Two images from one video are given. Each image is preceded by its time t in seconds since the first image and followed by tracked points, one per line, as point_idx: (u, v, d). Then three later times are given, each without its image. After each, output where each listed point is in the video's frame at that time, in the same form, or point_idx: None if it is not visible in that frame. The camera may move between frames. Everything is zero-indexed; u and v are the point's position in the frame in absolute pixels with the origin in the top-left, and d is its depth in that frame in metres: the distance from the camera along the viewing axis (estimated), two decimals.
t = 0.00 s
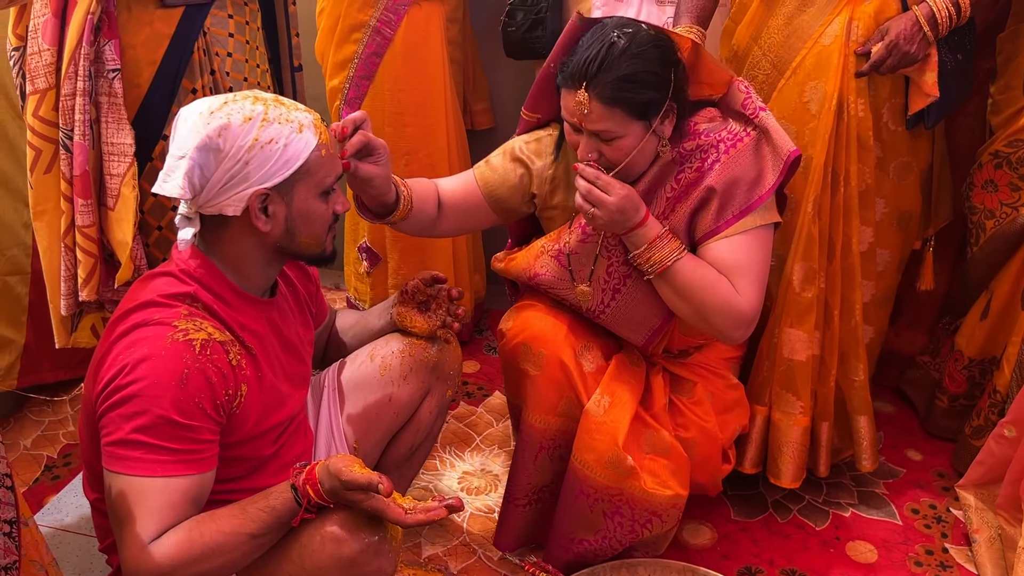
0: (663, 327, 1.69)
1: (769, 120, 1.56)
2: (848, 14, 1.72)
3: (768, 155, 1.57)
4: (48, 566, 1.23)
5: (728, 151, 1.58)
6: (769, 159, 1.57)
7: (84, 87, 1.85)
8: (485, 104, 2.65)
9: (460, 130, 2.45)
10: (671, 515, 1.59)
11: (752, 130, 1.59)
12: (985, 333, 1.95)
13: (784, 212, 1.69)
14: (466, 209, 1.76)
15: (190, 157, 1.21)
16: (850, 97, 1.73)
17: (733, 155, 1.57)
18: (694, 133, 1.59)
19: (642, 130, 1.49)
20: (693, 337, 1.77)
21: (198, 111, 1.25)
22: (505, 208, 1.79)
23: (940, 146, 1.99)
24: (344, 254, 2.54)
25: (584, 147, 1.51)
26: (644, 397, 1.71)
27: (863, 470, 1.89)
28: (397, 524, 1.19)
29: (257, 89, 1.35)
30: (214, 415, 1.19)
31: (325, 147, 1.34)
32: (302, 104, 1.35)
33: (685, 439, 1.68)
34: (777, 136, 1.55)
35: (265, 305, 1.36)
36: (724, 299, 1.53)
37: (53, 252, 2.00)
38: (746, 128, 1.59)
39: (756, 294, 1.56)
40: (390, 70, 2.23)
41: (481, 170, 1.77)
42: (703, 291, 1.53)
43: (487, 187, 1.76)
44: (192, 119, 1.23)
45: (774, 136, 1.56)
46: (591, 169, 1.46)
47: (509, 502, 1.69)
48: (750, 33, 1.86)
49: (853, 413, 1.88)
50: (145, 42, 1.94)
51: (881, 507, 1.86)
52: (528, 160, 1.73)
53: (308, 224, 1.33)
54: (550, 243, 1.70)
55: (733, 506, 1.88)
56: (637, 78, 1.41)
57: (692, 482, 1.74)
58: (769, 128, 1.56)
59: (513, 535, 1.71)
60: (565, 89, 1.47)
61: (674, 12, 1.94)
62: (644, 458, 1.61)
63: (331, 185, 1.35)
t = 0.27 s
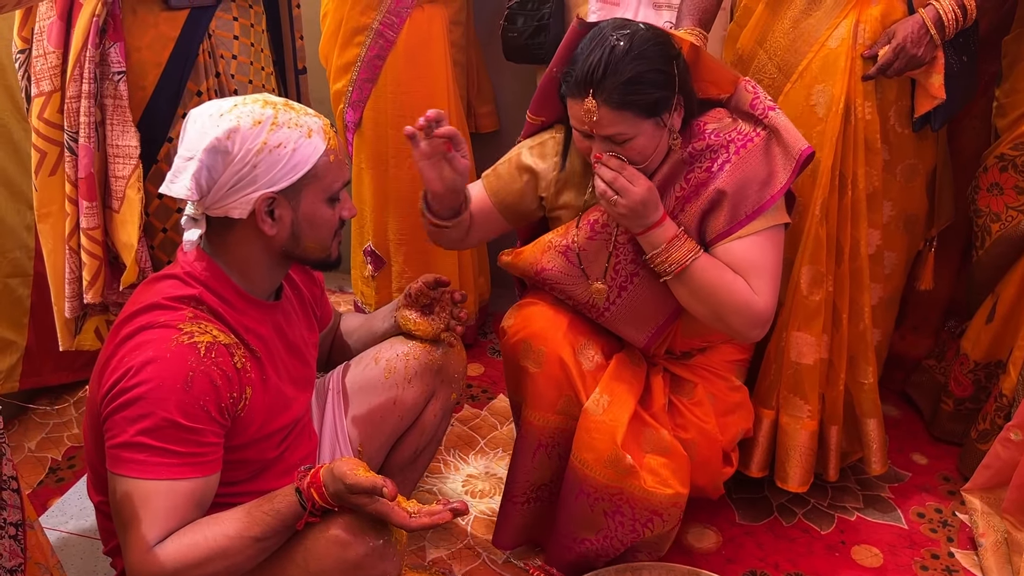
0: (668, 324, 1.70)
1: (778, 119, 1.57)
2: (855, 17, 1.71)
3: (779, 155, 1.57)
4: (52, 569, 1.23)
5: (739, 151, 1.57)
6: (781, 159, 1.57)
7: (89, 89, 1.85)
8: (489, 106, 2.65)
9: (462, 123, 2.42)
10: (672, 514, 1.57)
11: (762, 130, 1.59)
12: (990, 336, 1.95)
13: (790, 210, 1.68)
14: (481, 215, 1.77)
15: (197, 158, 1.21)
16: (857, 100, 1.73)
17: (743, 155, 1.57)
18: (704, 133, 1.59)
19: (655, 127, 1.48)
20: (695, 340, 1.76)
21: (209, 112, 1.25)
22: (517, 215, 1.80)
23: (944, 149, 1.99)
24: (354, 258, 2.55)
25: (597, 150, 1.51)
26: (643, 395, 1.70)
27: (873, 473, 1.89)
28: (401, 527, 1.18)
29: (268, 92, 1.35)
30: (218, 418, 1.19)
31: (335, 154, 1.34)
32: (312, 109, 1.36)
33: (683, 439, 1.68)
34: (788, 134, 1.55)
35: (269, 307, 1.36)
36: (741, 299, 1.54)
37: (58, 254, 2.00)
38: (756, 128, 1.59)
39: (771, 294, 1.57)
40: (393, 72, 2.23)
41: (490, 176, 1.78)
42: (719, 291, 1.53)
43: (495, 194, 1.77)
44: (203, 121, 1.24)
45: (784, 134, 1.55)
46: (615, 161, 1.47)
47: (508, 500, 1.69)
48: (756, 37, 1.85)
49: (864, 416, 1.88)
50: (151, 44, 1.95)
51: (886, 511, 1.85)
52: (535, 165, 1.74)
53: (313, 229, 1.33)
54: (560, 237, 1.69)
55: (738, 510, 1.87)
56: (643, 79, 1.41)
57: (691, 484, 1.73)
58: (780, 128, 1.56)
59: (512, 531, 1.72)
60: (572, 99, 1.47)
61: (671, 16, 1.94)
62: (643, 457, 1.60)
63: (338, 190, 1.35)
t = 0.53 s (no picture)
0: (671, 318, 1.71)
1: (789, 117, 1.56)
2: (858, 19, 1.71)
3: (789, 154, 1.56)
4: (55, 570, 1.23)
5: (748, 150, 1.57)
6: (790, 157, 1.56)
7: (92, 91, 1.86)
8: (492, 109, 2.65)
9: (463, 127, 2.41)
10: (659, 504, 1.56)
11: (772, 129, 1.58)
12: (994, 338, 1.94)
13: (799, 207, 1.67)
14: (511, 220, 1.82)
15: (199, 150, 1.23)
16: (861, 101, 1.73)
17: (752, 154, 1.57)
18: (713, 131, 1.59)
19: (667, 118, 1.49)
20: (695, 337, 1.77)
21: (223, 110, 1.28)
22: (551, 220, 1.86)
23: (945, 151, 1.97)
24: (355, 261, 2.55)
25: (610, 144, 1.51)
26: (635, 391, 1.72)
27: (877, 476, 1.88)
28: (404, 529, 1.18)
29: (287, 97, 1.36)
30: (220, 419, 1.19)
31: (339, 167, 1.32)
32: (326, 120, 1.35)
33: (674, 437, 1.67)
34: (798, 132, 1.55)
35: (271, 309, 1.36)
36: (752, 298, 1.54)
37: (61, 256, 2.00)
38: (766, 128, 1.58)
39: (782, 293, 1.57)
40: (396, 76, 2.24)
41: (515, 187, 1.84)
42: (731, 289, 1.53)
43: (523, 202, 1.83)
44: (215, 117, 1.26)
45: (795, 134, 1.55)
46: (632, 154, 1.49)
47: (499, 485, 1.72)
48: (757, 41, 1.82)
49: (867, 419, 1.88)
50: (154, 46, 1.95)
51: (889, 513, 1.84)
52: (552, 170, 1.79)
53: (307, 239, 1.31)
54: (571, 224, 1.70)
55: (741, 512, 1.87)
56: (655, 73, 1.42)
57: (678, 481, 1.71)
58: (790, 127, 1.55)
59: (505, 517, 1.74)
60: (584, 96, 1.47)
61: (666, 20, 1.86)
62: (630, 446, 1.60)
63: (339, 205, 1.33)
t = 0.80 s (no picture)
0: (681, 315, 1.72)
1: (801, 121, 1.56)
2: (860, 21, 1.71)
3: (799, 158, 1.57)
4: (56, 571, 1.23)
5: (760, 153, 1.57)
6: (801, 161, 1.57)
7: (93, 91, 1.86)
8: (493, 110, 2.65)
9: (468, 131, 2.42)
10: (642, 497, 1.57)
11: (783, 133, 1.59)
12: (994, 339, 1.94)
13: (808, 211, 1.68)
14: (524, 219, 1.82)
15: (203, 149, 1.25)
16: (862, 104, 1.73)
17: (763, 157, 1.57)
18: (725, 133, 1.59)
19: (682, 121, 1.49)
20: (694, 338, 1.77)
21: (237, 111, 1.29)
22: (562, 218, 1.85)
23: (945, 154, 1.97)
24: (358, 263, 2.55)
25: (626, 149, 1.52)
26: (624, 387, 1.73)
27: (878, 477, 1.88)
28: (404, 530, 1.18)
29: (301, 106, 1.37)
30: (221, 421, 1.19)
31: (342, 181, 1.31)
32: (337, 132, 1.35)
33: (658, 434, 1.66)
34: (810, 136, 1.55)
35: (272, 311, 1.36)
36: (759, 300, 1.56)
37: (63, 257, 2.00)
38: (778, 131, 1.58)
39: (789, 294, 1.60)
40: (399, 77, 2.24)
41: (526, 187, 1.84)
42: (739, 291, 1.55)
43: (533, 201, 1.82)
44: (227, 118, 1.28)
45: (806, 138, 1.55)
46: (652, 156, 1.50)
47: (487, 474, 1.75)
48: (759, 44, 1.81)
49: (868, 420, 1.88)
50: (154, 47, 1.95)
51: (890, 515, 1.84)
52: (563, 168, 1.77)
53: (302, 249, 1.31)
54: (583, 221, 1.71)
55: (741, 514, 1.87)
56: (670, 78, 1.41)
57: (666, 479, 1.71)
58: (802, 131, 1.55)
59: (493, 507, 1.76)
60: (600, 102, 1.45)
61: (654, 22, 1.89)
62: (615, 439, 1.62)
63: (339, 218, 1.32)
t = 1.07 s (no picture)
0: (682, 314, 1.72)
1: (801, 122, 1.56)
2: (862, 23, 1.71)
3: (800, 158, 1.57)
4: (56, 571, 1.24)
5: (762, 154, 1.57)
6: (802, 162, 1.57)
7: (93, 91, 1.86)
8: (493, 110, 2.64)
9: (473, 132, 2.43)
10: (632, 492, 1.58)
11: (784, 133, 1.59)
12: (994, 339, 1.94)
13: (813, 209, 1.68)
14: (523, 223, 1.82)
15: (207, 151, 1.25)
16: (863, 105, 1.73)
17: (765, 159, 1.57)
18: (727, 135, 1.58)
19: (688, 124, 1.49)
20: (688, 338, 1.78)
21: (240, 114, 1.29)
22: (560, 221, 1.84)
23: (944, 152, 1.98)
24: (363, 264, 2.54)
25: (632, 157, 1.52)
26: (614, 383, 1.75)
27: (877, 477, 1.88)
28: (405, 531, 1.18)
29: (305, 110, 1.37)
30: (222, 422, 1.19)
31: (344, 187, 1.31)
32: (342, 136, 1.36)
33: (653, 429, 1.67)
34: (810, 137, 1.55)
35: (272, 313, 1.36)
36: (765, 299, 1.56)
37: (63, 256, 2.00)
38: (779, 132, 1.59)
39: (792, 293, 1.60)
40: (406, 77, 2.24)
41: (525, 191, 1.83)
42: (745, 291, 1.55)
43: (533, 204, 1.82)
44: (230, 120, 1.28)
45: (808, 138, 1.55)
46: (660, 159, 1.51)
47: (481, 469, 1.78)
48: (758, 46, 1.82)
49: (868, 421, 1.88)
50: (154, 46, 1.95)
51: (889, 515, 1.85)
52: (563, 170, 1.76)
53: (302, 254, 1.31)
54: (584, 222, 1.69)
55: (741, 514, 1.87)
56: (676, 83, 1.41)
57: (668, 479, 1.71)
58: (802, 131, 1.56)
59: (487, 504, 1.79)
60: (606, 111, 1.45)
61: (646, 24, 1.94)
62: (605, 434, 1.63)
63: (341, 223, 1.32)
